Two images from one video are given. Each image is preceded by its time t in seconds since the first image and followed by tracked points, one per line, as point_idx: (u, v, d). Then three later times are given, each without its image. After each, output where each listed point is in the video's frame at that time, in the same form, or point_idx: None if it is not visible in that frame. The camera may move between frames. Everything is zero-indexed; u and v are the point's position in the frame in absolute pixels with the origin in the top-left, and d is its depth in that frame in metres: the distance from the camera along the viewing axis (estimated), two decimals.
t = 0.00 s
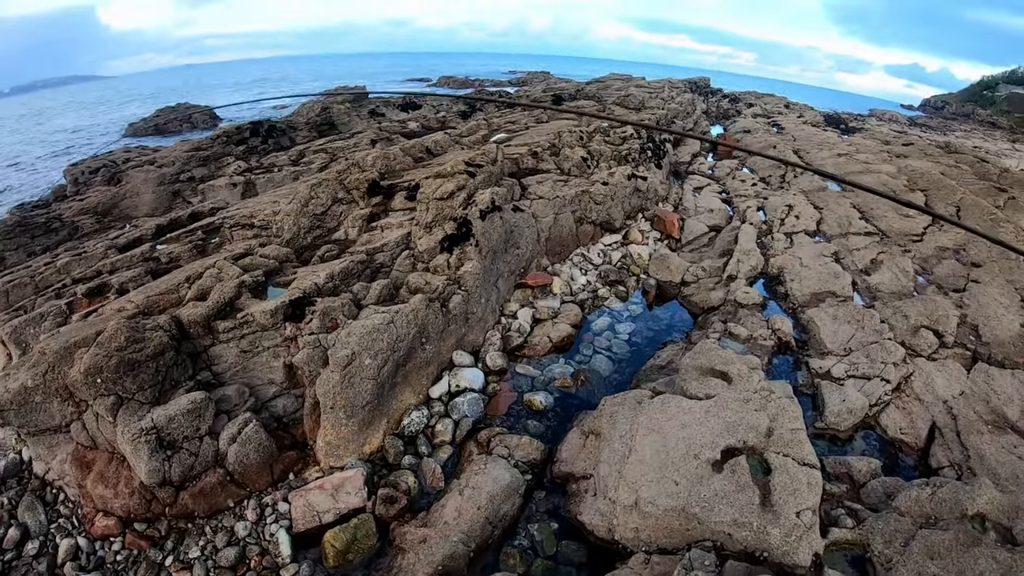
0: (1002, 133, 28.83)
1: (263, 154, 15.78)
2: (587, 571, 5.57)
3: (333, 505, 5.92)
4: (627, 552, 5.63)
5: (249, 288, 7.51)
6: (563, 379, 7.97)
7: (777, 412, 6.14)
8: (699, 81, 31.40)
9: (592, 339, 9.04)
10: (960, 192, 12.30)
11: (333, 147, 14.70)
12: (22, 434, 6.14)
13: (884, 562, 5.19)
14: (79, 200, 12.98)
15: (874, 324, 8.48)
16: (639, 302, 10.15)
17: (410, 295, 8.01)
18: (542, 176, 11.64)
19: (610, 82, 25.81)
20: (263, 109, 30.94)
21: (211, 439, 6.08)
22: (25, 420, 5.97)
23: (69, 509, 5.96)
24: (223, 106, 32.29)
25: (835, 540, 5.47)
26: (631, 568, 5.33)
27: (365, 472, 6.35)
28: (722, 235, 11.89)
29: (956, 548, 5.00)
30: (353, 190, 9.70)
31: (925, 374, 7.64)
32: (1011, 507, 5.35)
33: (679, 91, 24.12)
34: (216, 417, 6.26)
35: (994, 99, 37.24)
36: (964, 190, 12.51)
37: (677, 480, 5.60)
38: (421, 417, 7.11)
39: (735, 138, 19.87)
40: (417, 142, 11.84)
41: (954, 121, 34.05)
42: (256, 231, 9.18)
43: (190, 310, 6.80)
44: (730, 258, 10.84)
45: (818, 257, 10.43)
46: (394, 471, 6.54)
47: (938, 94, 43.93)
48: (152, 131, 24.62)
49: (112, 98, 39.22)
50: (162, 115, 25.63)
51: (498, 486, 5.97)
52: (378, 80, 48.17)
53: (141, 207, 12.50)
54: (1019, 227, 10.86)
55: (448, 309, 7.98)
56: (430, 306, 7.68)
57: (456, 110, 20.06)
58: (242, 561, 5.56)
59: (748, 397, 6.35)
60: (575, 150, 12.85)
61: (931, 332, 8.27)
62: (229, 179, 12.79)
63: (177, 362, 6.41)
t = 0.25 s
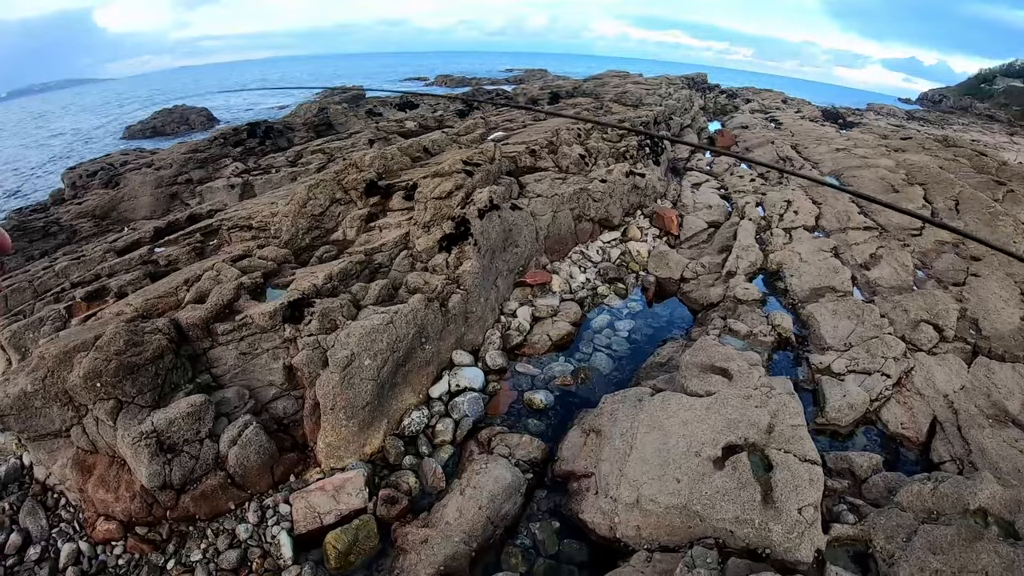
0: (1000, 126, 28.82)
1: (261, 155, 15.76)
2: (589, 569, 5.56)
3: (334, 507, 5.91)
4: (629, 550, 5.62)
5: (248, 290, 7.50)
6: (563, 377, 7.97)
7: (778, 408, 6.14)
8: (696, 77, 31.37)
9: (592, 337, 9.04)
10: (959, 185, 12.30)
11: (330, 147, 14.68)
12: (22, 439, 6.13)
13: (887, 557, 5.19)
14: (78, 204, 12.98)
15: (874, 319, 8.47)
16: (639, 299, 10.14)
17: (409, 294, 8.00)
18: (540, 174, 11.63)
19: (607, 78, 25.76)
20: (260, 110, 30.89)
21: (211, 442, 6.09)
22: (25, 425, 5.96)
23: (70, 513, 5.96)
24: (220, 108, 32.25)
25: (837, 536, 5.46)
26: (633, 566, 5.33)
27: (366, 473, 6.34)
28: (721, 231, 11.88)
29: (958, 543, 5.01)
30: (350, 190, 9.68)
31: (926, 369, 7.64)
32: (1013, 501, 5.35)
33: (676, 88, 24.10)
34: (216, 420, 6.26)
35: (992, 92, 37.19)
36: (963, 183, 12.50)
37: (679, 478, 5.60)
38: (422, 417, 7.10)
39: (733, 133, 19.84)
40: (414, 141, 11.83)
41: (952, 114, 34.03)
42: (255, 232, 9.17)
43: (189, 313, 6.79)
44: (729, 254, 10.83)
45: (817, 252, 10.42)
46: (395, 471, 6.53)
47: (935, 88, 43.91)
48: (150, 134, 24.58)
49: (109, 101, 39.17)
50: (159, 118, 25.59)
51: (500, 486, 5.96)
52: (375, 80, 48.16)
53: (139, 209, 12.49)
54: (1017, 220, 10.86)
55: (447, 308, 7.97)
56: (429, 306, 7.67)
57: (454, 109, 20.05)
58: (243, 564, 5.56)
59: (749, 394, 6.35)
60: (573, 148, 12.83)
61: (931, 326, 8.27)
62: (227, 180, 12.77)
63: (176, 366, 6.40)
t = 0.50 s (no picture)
0: (998, 118, 28.83)
1: (258, 156, 15.74)
2: (594, 567, 5.56)
3: (338, 508, 5.90)
4: (634, 547, 5.62)
5: (248, 291, 7.49)
6: (565, 374, 7.95)
7: (781, 403, 6.12)
8: (694, 73, 31.34)
9: (593, 334, 9.02)
10: (958, 178, 12.30)
11: (328, 148, 14.66)
12: (23, 444, 6.12)
13: (892, 551, 5.20)
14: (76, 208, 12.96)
15: (876, 312, 8.46)
16: (640, 296, 10.12)
17: (409, 294, 7.99)
18: (539, 172, 11.62)
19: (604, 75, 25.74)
20: (258, 112, 30.87)
21: (213, 445, 6.07)
22: (26, 430, 5.94)
23: (73, 518, 5.95)
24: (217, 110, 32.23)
25: (842, 531, 5.46)
26: (638, 563, 5.33)
27: (370, 473, 6.33)
28: (720, 226, 11.86)
29: (963, 536, 5.01)
30: (349, 190, 9.66)
31: (928, 362, 7.64)
32: (1018, 493, 5.35)
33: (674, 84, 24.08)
34: (218, 422, 6.25)
35: (989, 84, 37.18)
36: (962, 176, 12.50)
37: (683, 474, 5.59)
38: (424, 417, 7.08)
39: (731, 129, 19.83)
40: (412, 140, 11.81)
41: (949, 107, 34.05)
42: (254, 234, 9.14)
43: (189, 315, 6.77)
44: (729, 250, 10.82)
45: (818, 246, 10.41)
46: (398, 471, 6.53)
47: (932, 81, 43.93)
48: (147, 137, 24.54)
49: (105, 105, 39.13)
50: (156, 121, 25.54)
51: (503, 485, 5.95)
52: (371, 81, 48.14)
53: (138, 212, 12.47)
54: (1017, 212, 10.86)
55: (448, 307, 7.96)
56: (430, 305, 7.66)
57: (451, 108, 20.03)
58: (248, 566, 5.56)
59: (752, 389, 6.34)
60: (572, 145, 12.82)
61: (933, 319, 8.26)
62: (225, 182, 12.75)
63: (177, 369, 6.38)
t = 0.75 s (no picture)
0: (997, 109, 28.80)
1: (257, 159, 15.73)
2: (599, 565, 5.57)
3: (341, 509, 5.89)
4: (638, 544, 5.62)
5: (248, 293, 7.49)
6: (567, 372, 7.94)
7: (784, 397, 6.12)
8: (691, 68, 31.32)
9: (594, 331, 9.00)
10: (957, 169, 12.28)
11: (326, 148, 14.65)
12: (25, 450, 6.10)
13: (897, 545, 5.19)
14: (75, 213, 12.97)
15: (877, 305, 8.45)
16: (640, 292, 10.09)
17: (410, 294, 7.99)
18: (538, 169, 11.60)
19: (601, 72, 25.71)
20: (255, 114, 30.85)
21: (215, 449, 6.07)
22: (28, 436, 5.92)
23: (76, 524, 5.91)
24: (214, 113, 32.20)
25: (847, 525, 5.45)
26: (643, 561, 5.33)
27: (372, 474, 6.32)
28: (720, 221, 11.85)
29: (969, 528, 5.02)
30: (348, 191, 9.65)
31: (930, 354, 7.63)
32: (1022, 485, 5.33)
33: (671, 79, 24.05)
34: (220, 426, 6.25)
35: (988, 76, 37.15)
36: (962, 167, 12.49)
37: (686, 471, 5.58)
38: (426, 417, 7.07)
39: (729, 123, 19.81)
40: (410, 140, 11.80)
41: (947, 98, 34.01)
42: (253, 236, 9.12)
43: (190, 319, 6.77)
44: (729, 244, 10.81)
45: (818, 240, 10.40)
46: (401, 472, 6.52)
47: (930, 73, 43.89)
48: (145, 141, 24.54)
49: (103, 109, 39.10)
50: (154, 125, 25.51)
51: (506, 484, 5.94)
52: (369, 81, 48.11)
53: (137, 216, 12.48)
54: (1017, 203, 10.86)
55: (449, 307, 7.95)
56: (430, 305, 7.65)
57: (449, 106, 20.01)
58: (252, 570, 5.55)
59: (754, 383, 6.35)
60: (570, 142, 12.80)
61: (934, 311, 8.25)
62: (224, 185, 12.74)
63: (178, 372, 6.37)
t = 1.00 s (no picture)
0: (995, 100, 28.78)
1: (253, 160, 15.71)
2: (600, 563, 5.55)
3: (341, 511, 5.86)
4: (638, 542, 5.57)
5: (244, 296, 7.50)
6: (566, 370, 7.92)
7: (784, 393, 6.13)
8: (688, 64, 31.25)
9: (592, 328, 8.98)
10: (955, 161, 12.26)
11: (323, 149, 14.62)
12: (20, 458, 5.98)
13: (898, 540, 5.17)
14: (73, 217, 12.96)
15: (876, 299, 8.43)
16: (639, 289, 10.05)
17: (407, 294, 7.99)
18: (534, 167, 11.59)
19: (597, 68, 25.66)
20: (252, 116, 30.83)
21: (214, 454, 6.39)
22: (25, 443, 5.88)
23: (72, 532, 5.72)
24: (211, 115, 32.18)
25: (848, 520, 5.43)
26: (644, 558, 5.31)
27: (372, 475, 6.29)
28: (718, 216, 11.83)
29: (971, 522, 5.03)
30: (344, 191, 9.63)
31: (930, 347, 7.62)
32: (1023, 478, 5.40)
33: (668, 75, 24.02)
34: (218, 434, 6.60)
35: (986, 67, 37.11)
36: (959, 159, 12.47)
37: (686, 468, 5.57)
38: (425, 417, 6.96)
39: (726, 118, 19.78)
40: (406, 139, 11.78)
41: (945, 90, 33.97)
42: (250, 238, 9.10)
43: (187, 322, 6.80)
44: (727, 240, 10.78)
45: (816, 234, 10.38)
46: (400, 472, 6.50)
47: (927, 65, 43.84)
48: (142, 144, 24.51)
49: (99, 113, 39.05)
50: (150, 127, 25.47)
51: (505, 483, 5.93)
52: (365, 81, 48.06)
53: (135, 220, 12.47)
54: (1016, 194, 10.85)
55: (446, 306, 7.97)
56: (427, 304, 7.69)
57: (445, 105, 19.99)
58: (252, 573, 5.56)
59: (754, 379, 6.36)
60: (566, 139, 12.78)
61: (934, 304, 8.24)
62: (221, 187, 12.71)
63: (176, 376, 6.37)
